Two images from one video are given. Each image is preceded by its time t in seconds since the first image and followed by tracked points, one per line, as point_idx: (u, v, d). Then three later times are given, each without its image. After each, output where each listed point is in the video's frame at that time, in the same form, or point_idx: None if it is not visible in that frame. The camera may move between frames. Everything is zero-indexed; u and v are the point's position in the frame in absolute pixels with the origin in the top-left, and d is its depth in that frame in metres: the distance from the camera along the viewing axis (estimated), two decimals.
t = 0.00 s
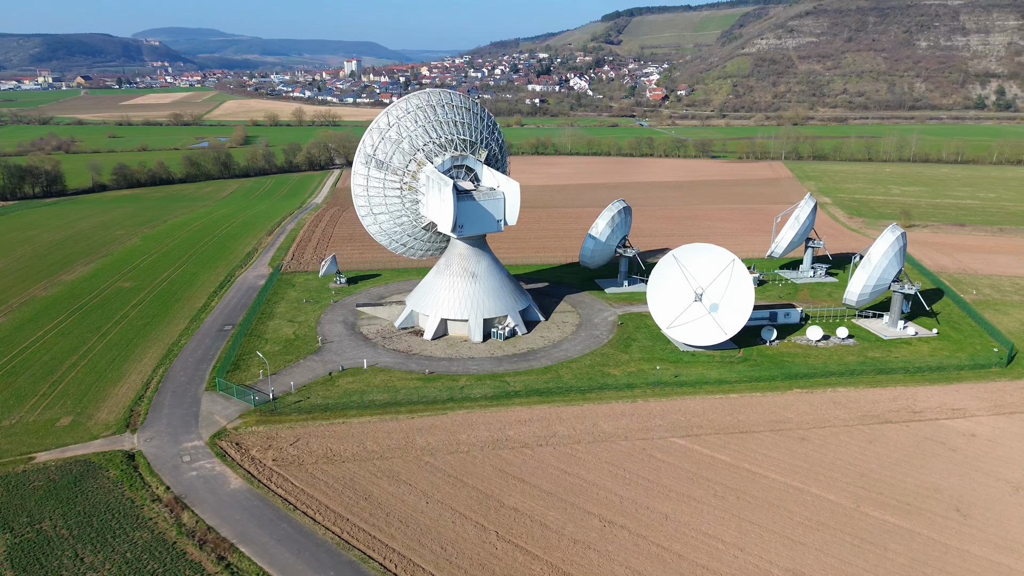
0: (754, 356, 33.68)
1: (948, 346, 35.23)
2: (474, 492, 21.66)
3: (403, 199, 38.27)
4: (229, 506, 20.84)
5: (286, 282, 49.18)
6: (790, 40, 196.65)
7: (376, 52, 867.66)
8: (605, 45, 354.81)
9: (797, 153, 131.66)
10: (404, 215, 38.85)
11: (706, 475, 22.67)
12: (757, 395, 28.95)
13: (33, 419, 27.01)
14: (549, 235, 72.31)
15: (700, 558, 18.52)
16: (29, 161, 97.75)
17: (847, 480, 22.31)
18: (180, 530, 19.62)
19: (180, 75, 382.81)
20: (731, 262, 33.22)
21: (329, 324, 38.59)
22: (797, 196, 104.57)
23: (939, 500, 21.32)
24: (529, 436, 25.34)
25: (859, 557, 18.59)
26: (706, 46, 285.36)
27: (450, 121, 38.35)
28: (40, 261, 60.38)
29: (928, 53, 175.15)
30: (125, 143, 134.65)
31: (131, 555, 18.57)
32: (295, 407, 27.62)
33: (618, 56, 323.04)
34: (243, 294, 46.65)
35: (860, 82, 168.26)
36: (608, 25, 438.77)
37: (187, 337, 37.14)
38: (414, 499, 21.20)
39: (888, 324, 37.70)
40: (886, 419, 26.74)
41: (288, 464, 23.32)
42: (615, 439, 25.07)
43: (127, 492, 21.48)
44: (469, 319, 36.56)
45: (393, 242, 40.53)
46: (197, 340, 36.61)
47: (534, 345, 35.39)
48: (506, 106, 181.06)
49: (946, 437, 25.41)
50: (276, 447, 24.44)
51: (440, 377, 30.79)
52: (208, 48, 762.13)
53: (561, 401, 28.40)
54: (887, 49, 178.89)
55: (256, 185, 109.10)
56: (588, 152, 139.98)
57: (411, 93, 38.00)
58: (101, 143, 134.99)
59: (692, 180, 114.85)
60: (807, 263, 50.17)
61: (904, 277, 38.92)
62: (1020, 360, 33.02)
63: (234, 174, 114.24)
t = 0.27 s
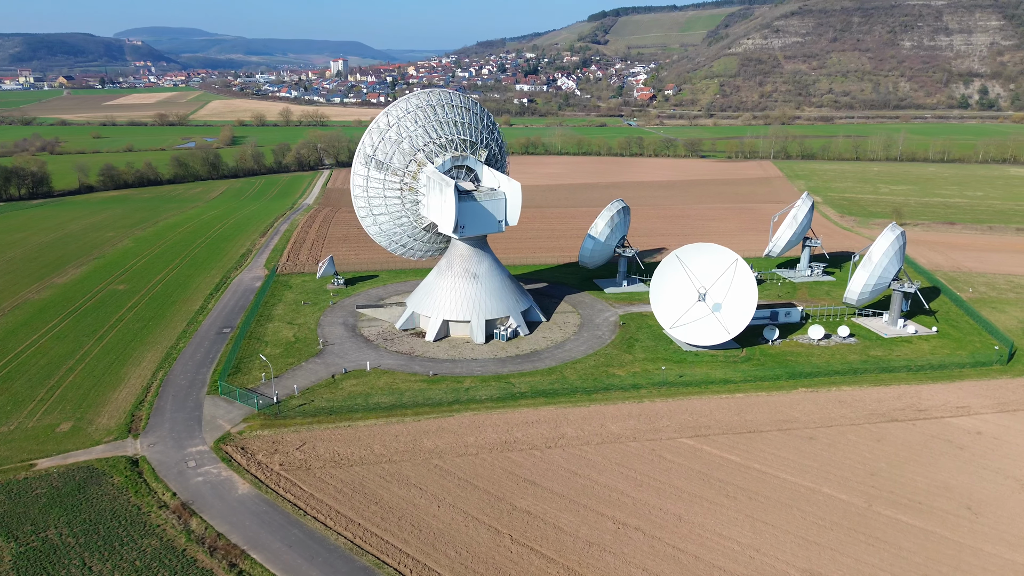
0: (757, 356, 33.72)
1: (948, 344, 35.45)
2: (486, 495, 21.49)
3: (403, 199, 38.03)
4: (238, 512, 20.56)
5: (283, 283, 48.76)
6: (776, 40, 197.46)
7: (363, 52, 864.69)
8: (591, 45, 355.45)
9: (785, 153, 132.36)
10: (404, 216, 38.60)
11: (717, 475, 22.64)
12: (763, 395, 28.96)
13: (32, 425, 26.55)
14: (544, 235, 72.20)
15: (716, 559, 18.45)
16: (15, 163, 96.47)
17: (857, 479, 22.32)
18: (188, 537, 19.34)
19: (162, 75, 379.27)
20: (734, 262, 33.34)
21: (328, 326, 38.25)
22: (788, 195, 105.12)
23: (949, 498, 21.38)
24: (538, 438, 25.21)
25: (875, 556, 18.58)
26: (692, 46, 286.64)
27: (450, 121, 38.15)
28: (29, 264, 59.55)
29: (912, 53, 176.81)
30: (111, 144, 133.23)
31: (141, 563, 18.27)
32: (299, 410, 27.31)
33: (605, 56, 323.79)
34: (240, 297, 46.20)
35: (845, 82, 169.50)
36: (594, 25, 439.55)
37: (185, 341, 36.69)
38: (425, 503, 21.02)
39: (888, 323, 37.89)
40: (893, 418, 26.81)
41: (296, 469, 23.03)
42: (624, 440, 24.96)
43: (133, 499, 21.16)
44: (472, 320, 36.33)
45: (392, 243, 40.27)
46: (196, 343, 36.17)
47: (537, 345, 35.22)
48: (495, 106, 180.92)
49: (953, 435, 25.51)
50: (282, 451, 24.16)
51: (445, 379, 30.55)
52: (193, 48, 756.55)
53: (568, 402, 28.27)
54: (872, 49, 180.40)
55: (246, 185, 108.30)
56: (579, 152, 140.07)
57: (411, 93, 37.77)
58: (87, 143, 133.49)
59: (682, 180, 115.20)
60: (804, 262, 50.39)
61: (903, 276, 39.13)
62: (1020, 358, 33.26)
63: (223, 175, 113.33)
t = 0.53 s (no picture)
0: (760, 355, 33.74)
1: (949, 342, 35.64)
2: (497, 498, 21.30)
3: (404, 200, 37.76)
4: (247, 518, 20.28)
5: (280, 285, 48.33)
6: (762, 41, 197.91)
7: (351, 52, 861.49)
8: (578, 45, 355.98)
9: (774, 152, 132.95)
10: (404, 217, 38.35)
11: (728, 476, 22.57)
12: (768, 394, 28.96)
13: (31, 431, 26.10)
14: (539, 235, 72.03)
15: (733, 561, 18.36)
16: None
17: (868, 479, 22.33)
18: (198, 544, 19.04)
19: (145, 75, 375.77)
20: (737, 261, 33.33)
21: (329, 329, 37.93)
22: (779, 194, 105.57)
23: (960, 496, 21.42)
24: (546, 439, 25.05)
25: (890, 556, 18.57)
26: (678, 46, 287.57)
27: (450, 121, 37.96)
28: (18, 267, 58.70)
29: (896, 53, 178.33)
30: (97, 145, 131.79)
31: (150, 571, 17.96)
32: (304, 414, 27.00)
33: (591, 56, 324.32)
34: (237, 299, 45.73)
35: (831, 82, 170.55)
36: (580, 25, 440.23)
37: (183, 344, 36.23)
38: (436, 507, 20.81)
39: (888, 322, 38.06)
40: (899, 417, 26.87)
41: (304, 473, 22.75)
42: (633, 442, 24.81)
43: (139, 506, 20.82)
44: (473, 321, 36.11)
45: (392, 244, 40.00)
46: (195, 347, 35.75)
47: (540, 346, 35.05)
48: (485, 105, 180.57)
49: (959, 434, 25.60)
50: (289, 455, 23.88)
51: (449, 382, 30.32)
52: (177, 48, 750.77)
53: (574, 404, 28.14)
54: (856, 49, 181.77)
55: (235, 186, 107.44)
56: (569, 151, 140.03)
57: (411, 92, 37.51)
58: (72, 144, 131.94)
59: (673, 179, 115.46)
60: (801, 261, 50.60)
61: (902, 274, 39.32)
62: (1020, 356, 33.48)
63: (212, 176, 112.36)
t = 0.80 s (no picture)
0: (763, 355, 33.77)
1: (949, 341, 35.83)
2: (509, 501, 21.13)
3: (403, 201, 37.51)
4: (256, 524, 20.03)
5: (276, 288, 47.91)
6: (748, 40, 199.48)
7: (337, 53, 858.14)
8: (565, 45, 356.49)
9: (763, 151, 133.58)
10: (403, 218, 38.11)
11: (739, 477, 22.53)
12: (774, 394, 28.96)
13: (29, 438, 25.57)
14: (533, 235, 71.88)
15: (749, 563, 18.29)
16: None
17: (877, 478, 22.39)
18: (208, 552, 18.75)
19: (129, 75, 372.63)
20: (739, 261, 33.38)
21: (329, 331, 37.59)
22: (770, 193, 106.07)
23: (970, 495, 21.50)
24: (554, 441, 24.92)
25: (905, 557, 18.59)
26: (665, 46, 288.84)
27: (451, 122, 37.75)
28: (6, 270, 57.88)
29: (880, 53, 179.89)
30: (84, 146, 130.33)
31: None
32: (308, 418, 26.68)
33: (578, 56, 324.95)
34: (234, 301, 45.27)
35: (816, 82, 172.06)
36: (567, 25, 440.84)
37: (181, 347, 35.76)
38: (448, 511, 20.63)
39: (888, 321, 38.26)
40: (904, 416, 26.97)
41: (311, 478, 22.48)
42: (641, 443, 24.78)
43: (145, 513, 20.49)
44: (476, 323, 35.91)
45: (391, 245, 39.76)
46: (193, 350, 35.30)
47: (543, 348, 34.93)
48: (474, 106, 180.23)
49: (965, 432, 25.71)
50: (295, 460, 23.58)
51: (453, 384, 30.14)
52: (161, 48, 744.73)
53: (580, 406, 28.02)
54: (841, 50, 183.37)
55: (224, 187, 106.55)
56: (559, 151, 140.09)
57: (412, 92, 37.24)
58: (57, 146, 130.33)
59: (663, 179, 115.75)
60: (798, 261, 50.81)
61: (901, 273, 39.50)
62: (1020, 354, 33.71)
63: (200, 177, 111.40)
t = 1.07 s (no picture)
0: (765, 355, 33.80)
1: (949, 340, 36.05)
2: (520, 505, 20.97)
3: (403, 203, 37.26)
4: (266, 531, 19.75)
5: (273, 290, 47.46)
6: (735, 40, 200.53)
7: (324, 53, 854.49)
8: (551, 45, 356.76)
9: (752, 151, 134.22)
10: (403, 219, 37.85)
11: (751, 478, 22.47)
12: (779, 394, 28.97)
13: (28, 445, 25.11)
14: (528, 236, 71.73)
15: (765, 565, 18.25)
16: None
17: (887, 478, 22.42)
18: (217, 561, 18.46)
19: (111, 75, 368.92)
20: (742, 261, 33.35)
21: (328, 334, 37.24)
22: (761, 192, 106.55)
23: (980, 494, 21.59)
24: (563, 444, 24.78)
25: (919, 557, 18.61)
26: (651, 46, 289.81)
27: (451, 122, 37.53)
28: None
29: (865, 53, 181.41)
30: (68, 147, 128.80)
31: None
32: (313, 422, 26.39)
33: (565, 56, 325.41)
34: (230, 304, 44.77)
35: (802, 81, 173.33)
36: (553, 25, 441.39)
37: (179, 351, 35.30)
38: (459, 516, 20.44)
39: (887, 320, 38.43)
40: (910, 415, 27.06)
41: (319, 484, 22.21)
42: (649, 444, 24.70)
43: (151, 521, 20.15)
44: (477, 324, 35.69)
45: (391, 247, 39.48)
46: (191, 354, 34.86)
47: (545, 349, 34.77)
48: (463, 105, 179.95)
49: (970, 431, 25.83)
50: (302, 465, 23.31)
51: (458, 386, 29.92)
52: (145, 47, 737.96)
53: (586, 407, 27.90)
54: (826, 49, 184.76)
55: (213, 188, 105.68)
56: (549, 151, 140.09)
57: (411, 93, 37.01)
58: (42, 147, 128.71)
59: (654, 179, 115.99)
60: (795, 260, 50.96)
61: (900, 272, 39.71)
62: (1019, 352, 33.97)
63: (188, 178, 110.39)
